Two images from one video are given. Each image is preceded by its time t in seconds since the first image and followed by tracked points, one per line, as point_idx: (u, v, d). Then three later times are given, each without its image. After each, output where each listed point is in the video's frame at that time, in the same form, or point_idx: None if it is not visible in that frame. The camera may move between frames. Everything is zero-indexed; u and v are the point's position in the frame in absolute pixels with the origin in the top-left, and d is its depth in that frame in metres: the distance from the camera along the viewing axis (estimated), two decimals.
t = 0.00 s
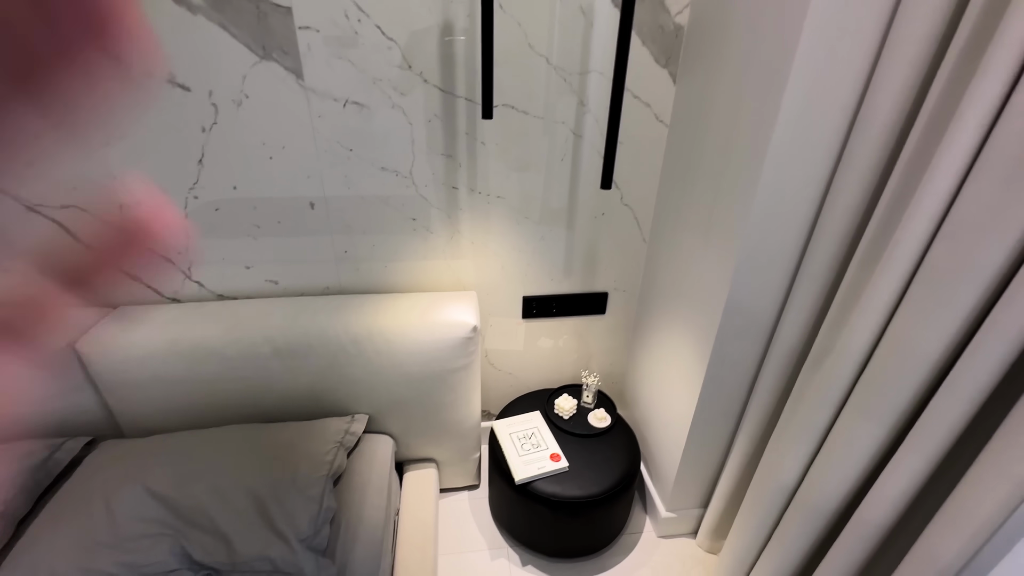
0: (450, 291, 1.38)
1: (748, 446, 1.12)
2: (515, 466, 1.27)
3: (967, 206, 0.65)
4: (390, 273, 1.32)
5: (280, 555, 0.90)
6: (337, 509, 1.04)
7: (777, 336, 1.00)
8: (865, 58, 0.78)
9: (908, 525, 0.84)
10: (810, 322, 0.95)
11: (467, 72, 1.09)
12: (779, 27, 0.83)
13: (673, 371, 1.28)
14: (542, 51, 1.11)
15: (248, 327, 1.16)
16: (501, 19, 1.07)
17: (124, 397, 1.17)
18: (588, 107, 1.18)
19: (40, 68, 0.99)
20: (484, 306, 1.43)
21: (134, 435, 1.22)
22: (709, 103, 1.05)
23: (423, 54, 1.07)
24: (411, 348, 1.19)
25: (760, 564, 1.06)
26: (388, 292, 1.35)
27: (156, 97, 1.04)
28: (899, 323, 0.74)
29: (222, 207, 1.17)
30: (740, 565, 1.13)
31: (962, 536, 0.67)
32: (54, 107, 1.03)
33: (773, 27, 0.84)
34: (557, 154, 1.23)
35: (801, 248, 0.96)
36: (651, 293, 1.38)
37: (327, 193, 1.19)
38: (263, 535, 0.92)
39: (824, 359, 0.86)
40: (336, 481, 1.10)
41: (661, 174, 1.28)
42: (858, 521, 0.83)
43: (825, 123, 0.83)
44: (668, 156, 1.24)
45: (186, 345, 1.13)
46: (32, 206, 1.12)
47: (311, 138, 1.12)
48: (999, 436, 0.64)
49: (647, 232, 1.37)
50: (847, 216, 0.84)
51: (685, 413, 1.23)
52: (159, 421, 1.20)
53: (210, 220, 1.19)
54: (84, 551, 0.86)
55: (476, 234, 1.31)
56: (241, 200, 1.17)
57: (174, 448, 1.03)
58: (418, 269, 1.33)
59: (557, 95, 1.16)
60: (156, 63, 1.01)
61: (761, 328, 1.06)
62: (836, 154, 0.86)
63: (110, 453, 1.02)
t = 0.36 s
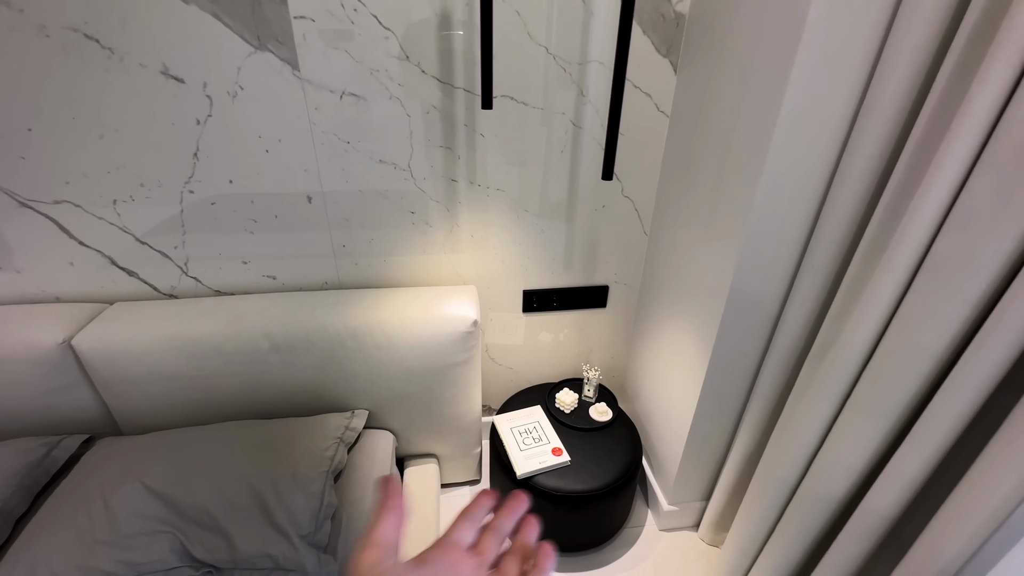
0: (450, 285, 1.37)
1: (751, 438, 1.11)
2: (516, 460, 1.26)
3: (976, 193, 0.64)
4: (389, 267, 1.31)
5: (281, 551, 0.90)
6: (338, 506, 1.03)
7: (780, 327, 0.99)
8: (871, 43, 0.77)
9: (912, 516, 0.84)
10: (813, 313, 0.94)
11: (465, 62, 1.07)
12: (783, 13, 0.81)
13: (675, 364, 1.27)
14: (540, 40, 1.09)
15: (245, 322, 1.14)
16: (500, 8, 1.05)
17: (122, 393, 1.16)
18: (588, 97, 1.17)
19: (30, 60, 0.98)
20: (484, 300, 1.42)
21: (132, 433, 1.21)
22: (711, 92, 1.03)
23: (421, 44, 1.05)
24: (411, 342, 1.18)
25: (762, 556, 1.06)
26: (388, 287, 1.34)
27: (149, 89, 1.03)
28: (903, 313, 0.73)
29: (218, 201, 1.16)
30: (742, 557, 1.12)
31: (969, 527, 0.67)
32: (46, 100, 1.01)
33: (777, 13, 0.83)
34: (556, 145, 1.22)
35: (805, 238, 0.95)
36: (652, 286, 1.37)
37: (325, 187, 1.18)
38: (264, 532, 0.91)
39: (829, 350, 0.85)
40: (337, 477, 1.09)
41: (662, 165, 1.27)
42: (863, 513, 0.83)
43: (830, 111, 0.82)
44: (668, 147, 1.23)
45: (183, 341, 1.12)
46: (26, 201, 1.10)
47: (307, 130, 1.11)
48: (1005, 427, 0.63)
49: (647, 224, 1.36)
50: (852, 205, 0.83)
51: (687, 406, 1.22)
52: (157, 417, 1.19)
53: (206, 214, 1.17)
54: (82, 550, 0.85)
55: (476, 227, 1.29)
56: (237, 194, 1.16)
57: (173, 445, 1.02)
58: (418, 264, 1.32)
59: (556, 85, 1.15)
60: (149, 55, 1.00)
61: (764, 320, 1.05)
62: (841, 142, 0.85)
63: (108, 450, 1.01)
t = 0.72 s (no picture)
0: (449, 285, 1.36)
1: (751, 437, 1.12)
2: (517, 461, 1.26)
3: (977, 192, 0.64)
4: (387, 268, 1.30)
5: (282, 557, 0.89)
6: (338, 509, 1.03)
7: (780, 326, 0.99)
8: (871, 42, 0.77)
9: (914, 514, 0.84)
10: (813, 312, 0.94)
11: (462, 61, 1.07)
12: (783, 11, 0.81)
13: (675, 363, 1.27)
14: (538, 39, 1.09)
15: (243, 325, 1.13)
16: (497, 6, 1.04)
17: (118, 398, 1.14)
18: (587, 96, 1.16)
19: (19, 60, 0.96)
20: (482, 300, 1.41)
21: (129, 438, 1.20)
22: (711, 91, 1.03)
23: (418, 43, 1.04)
24: (410, 344, 1.18)
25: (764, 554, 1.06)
26: (386, 287, 1.33)
27: (141, 89, 1.01)
28: (905, 313, 0.73)
29: (213, 203, 1.14)
30: (743, 555, 1.13)
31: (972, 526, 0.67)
32: (37, 101, 1.00)
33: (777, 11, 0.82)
34: (555, 144, 1.21)
35: (805, 237, 0.95)
36: (651, 285, 1.37)
37: (322, 187, 1.16)
38: (264, 537, 0.90)
39: (830, 349, 0.86)
40: (337, 480, 1.08)
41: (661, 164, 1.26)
42: (865, 511, 0.83)
43: (830, 110, 0.82)
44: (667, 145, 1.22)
45: (180, 345, 1.11)
46: (17, 203, 1.08)
47: (303, 131, 1.09)
48: (1007, 425, 0.63)
49: (646, 223, 1.36)
50: (852, 204, 0.83)
51: (687, 405, 1.22)
52: (154, 422, 1.18)
53: (201, 216, 1.16)
54: (79, 558, 0.84)
55: (474, 228, 1.29)
56: (232, 195, 1.14)
57: (171, 450, 1.01)
58: (416, 264, 1.31)
59: (554, 84, 1.14)
60: (142, 55, 0.98)
61: (764, 319, 1.05)
62: (841, 141, 0.85)
63: (104, 456, 1.00)
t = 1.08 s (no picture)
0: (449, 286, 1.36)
1: (753, 436, 1.11)
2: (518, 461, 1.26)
3: (980, 190, 0.63)
4: (386, 269, 1.30)
5: (283, 559, 0.88)
6: (339, 512, 1.02)
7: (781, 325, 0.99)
8: (872, 39, 0.76)
9: (916, 513, 0.84)
10: (814, 311, 0.94)
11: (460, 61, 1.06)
12: (784, 9, 0.80)
13: (676, 362, 1.27)
14: (537, 38, 1.08)
15: (242, 328, 1.13)
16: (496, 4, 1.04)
17: (117, 402, 1.14)
18: (586, 95, 1.16)
19: (13, 62, 0.95)
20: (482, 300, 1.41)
21: (129, 441, 1.19)
22: (711, 89, 1.02)
23: (416, 42, 1.04)
24: (410, 345, 1.17)
25: (766, 553, 1.06)
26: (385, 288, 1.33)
27: (138, 91, 1.00)
28: (908, 311, 0.73)
29: (211, 204, 1.14)
30: (746, 554, 1.13)
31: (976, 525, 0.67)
32: (32, 103, 0.99)
33: (778, 9, 0.82)
34: (554, 143, 1.20)
35: (806, 235, 0.95)
36: (651, 284, 1.37)
37: (320, 188, 1.16)
38: (265, 540, 0.90)
39: (832, 348, 0.85)
40: (338, 483, 1.08)
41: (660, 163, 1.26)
42: (868, 510, 0.83)
43: (831, 108, 0.82)
44: (667, 144, 1.22)
45: (179, 348, 1.10)
46: (13, 206, 1.08)
47: (301, 131, 1.09)
48: (1011, 424, 0.63)
49: (646, 222, 1.35)
50: (853, 202, 0.82)
51: (689, 404, 1.22)
52: (154, 425, 1.17)
53: (199, 218, 1.15)
54: (79, 563, 0.83)
55: (473, 228, 1.28)
56: (230, 197, 1.14)
57: (171, 453, 1.00)
58: (415, 265, 1.31)
59: (553, 83, 1.13)
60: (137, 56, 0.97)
61: (765, 318, 1.05)
62: (841, 139, 0.85)
63: (104, 460, 1.00)
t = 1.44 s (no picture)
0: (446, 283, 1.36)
1: (750, 431, 1.12)
2: (517, 458, 1.26)
3: (975, 186, 0.64)
4: (383, 267, 1.30)
5: (282, 558, 0.88)
6: (338, 510, 1.03)
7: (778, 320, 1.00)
8: (867, 35, 0.76)
9: (911, 507, 0.85)
10: (811, 307, 0.95)
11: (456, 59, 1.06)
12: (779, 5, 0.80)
13: (673, 358, 1.28)
14: (533, 34, 1.08)
15: (239, 327, 1.12)
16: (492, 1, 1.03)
17: (114, 402, 1.13)
18: (582, 92, 1.16)
19: (5, 61, 0.94)
20: (479, 298, 1.41)
21: (127, 441, 1.19)
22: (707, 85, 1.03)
23: (412, 39, 1.03)
24: (408, 343, 1.17)
25: (763, 547, 1.06)
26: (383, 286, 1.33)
27: (131, 89, 1.00)
28: (903, 306, 0.73)
29: (207, 203, 1.13)
30: (743, 548, 1.13)
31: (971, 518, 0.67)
32: (24, 102, 0.98)
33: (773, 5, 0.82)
34: (551, 140, 1.20)
35: (802, 231, 0.95)
36: (648, 281, 1.37)
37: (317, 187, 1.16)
38: (264, 539, 0.90)
39: (828, 343, 0.86)
40: (337, 481, 1.08)
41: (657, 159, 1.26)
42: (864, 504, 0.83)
43: (826, 104, 0.82)
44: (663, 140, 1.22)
45: (176, 347, 1.10)
46: (7, 206, 1.07)
47: (297, 129, 1.08)
48: (1005, 417, 0.63)
49: (643, 218, 1.35)
50: (849, 198, 0.83)
51: (686, 400, 1.22)
52: (152, 425, 1.17)
53: (194, 217, 1.14)
54: (77, 563, 0.83)
55: (470, 225, 1.28)
56: (226, 195, 1.13)
57: (168, 453, 1.00)
58: (412, 263, 1.31)
59: (549, 79, 1.13)
60: (131, 54, 0.97)
61: (762, 313, 1.05)
62: (837, 135, 0.85)
63: (101, 461, 1.00)
